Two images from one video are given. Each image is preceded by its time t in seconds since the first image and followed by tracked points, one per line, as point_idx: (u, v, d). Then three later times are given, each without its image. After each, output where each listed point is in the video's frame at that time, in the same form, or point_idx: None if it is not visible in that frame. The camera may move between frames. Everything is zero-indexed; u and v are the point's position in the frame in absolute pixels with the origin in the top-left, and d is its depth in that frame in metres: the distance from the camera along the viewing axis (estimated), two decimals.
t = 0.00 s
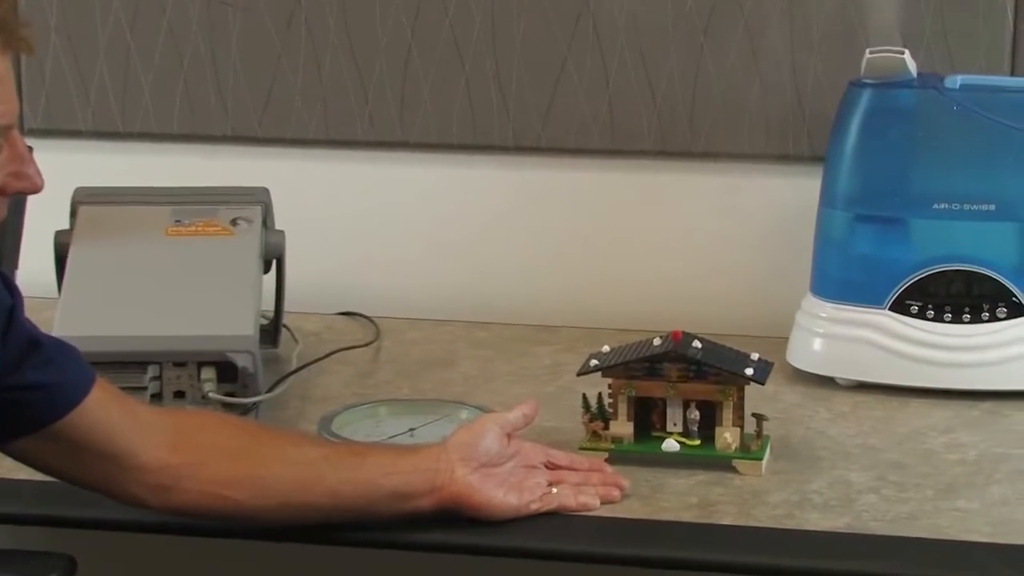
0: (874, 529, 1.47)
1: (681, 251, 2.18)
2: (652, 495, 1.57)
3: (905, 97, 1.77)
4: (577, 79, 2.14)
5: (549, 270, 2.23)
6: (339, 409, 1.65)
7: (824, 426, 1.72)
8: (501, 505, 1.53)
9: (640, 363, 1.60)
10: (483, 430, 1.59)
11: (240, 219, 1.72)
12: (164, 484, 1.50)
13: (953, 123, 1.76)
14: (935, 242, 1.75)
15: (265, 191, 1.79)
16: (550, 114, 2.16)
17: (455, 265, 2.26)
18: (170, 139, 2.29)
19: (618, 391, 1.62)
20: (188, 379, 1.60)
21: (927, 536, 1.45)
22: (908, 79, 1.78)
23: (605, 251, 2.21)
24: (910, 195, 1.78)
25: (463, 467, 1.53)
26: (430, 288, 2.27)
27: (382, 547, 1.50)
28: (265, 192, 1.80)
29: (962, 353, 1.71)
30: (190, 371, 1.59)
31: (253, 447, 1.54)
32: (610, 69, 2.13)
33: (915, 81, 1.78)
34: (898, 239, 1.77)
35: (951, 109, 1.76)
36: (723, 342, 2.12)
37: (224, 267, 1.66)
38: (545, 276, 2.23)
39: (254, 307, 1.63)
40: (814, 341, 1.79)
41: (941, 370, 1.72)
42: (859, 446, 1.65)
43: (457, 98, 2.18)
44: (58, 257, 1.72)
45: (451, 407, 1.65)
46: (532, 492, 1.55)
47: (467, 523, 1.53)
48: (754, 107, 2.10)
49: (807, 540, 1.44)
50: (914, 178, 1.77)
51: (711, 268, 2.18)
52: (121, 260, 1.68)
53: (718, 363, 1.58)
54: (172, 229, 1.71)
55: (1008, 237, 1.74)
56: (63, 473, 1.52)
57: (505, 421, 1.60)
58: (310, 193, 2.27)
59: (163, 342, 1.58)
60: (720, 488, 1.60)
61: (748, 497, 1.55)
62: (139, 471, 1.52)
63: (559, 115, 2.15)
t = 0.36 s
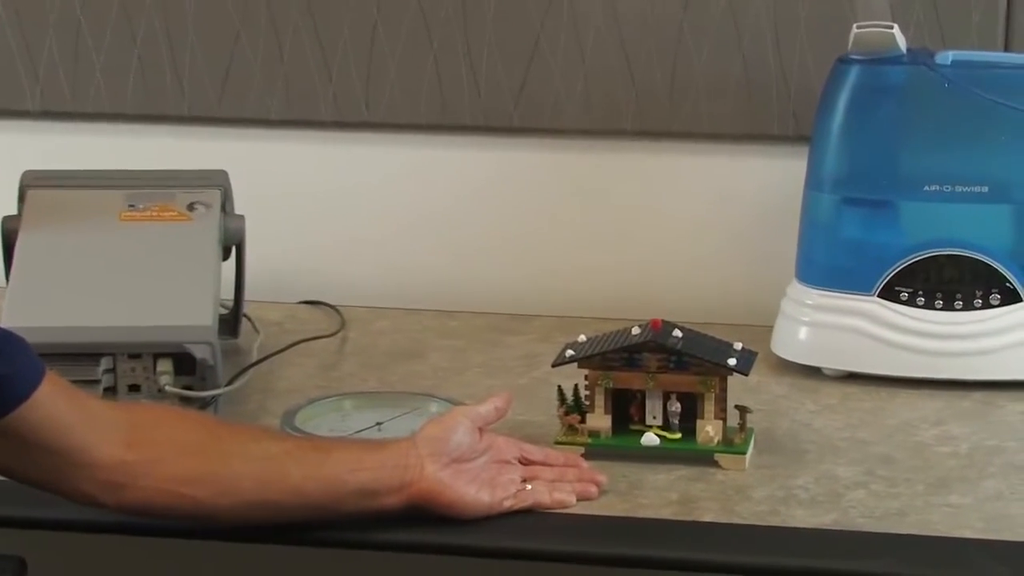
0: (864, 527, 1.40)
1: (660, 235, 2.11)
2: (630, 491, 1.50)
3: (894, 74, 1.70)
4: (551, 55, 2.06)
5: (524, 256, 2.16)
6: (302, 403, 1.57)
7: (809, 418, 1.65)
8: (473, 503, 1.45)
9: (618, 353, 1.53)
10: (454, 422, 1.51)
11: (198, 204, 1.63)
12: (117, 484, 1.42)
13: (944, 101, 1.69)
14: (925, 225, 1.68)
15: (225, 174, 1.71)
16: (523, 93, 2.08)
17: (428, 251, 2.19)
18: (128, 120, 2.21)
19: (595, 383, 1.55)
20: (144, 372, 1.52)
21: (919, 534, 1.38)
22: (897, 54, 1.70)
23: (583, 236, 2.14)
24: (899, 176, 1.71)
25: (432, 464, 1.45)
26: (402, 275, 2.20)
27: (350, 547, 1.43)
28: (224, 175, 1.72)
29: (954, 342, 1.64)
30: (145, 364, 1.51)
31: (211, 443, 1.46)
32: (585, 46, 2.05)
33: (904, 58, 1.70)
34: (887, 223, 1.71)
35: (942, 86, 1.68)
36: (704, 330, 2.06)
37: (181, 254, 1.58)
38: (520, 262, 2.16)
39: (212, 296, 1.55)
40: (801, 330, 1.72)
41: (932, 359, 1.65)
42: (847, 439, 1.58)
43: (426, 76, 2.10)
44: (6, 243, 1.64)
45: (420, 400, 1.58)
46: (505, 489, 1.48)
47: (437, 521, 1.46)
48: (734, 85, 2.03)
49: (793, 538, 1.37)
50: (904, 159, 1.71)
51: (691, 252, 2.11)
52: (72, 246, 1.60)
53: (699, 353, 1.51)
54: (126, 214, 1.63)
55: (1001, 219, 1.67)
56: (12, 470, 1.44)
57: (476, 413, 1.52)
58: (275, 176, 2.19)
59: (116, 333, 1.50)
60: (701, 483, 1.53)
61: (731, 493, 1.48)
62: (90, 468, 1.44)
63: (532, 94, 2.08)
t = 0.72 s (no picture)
0: (854, 520, 1.33)
1: (638, 215, 2.05)
2: (608, 483, 1.43)
3: (883, 45, 1.62)
4: (523, 27, 1.99)
5: (498, 237, 2.09)
6: (264, 391, 1.50)
7: (796, 406, 1.58)
8: (443, 496, 1.38)
9: (595, 338, 1.46)
10: (422, 411, 1.43)
11: (153, 183, 1.56)
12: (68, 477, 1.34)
13: (936, 73, 1.62)
14: (918, 204, 1.62)
15: (181, 153, 1.64)
16: (494, 66, 2.00)
17: (399, 232, 2.11)
18: (84, 96, 2.13)
19: (570, 370, 1.47)
20: (97, 360, 1.45)
21: (912, 527, 1.32)
22: (885, 25, 1.64)
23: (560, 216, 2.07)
24: (890, 153, 1.64)
25: (400, 454, 1.38)
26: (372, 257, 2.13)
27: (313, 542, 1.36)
28: (181, 153, 1.64)
29: (945, 326, 1.58)
30: (100, 349, 1.44)
31: (167, 433, 1.39)
32: (558, 17, 1.98)
33: (893, 28, 1.63)
34: (877, 201, 1.64)
35: (933, 57, 1.61)
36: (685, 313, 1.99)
37: (135, 234, 1.51)
38: (495, 243, 2.09)
39: (169, 279, 1.48)
40: (786, 313, 1.65)
41: (923, 344, 1.59)
42: (834, 428, 1.51)
43: (393, 50, 2.02)
44: None
45: (388, 388, 1.50)
46: (476, 481, 1.41)
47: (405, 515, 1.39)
48: (714, 58, 1.96)
49: (779, 532, 1.30)
50: (895, 133, 1.64)
51: (671, 233, 2.05)
52: (20, 227, 1.52)
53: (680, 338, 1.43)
54: (77, 193, 1.55)
55: (996, 197, 1.61)
56: None
57: (446, 402, 1.44)
58: (240, 155, 2.12)
59: (67, 317, 1.42)
60: (682, 475, 1.46)
61: (714, 485, 1.41)
62: (41, 461, 1.36)
63: (504, 67, 2.00)
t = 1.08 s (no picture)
0: (844, 510, 1.27)
1: (616, 191, 1.99)
2: (586, 473, 1.36)
3: (875, 13, 1.55)
4: None
5: (473, 215, 2.03)
6: (224, 378, 1.42)
7: (783, 392, 1.51)
8: (414, 487, 1.31)
9: (572, 321, 1.39)
10: (391, 398, 1.36)
11: (107, 159, 1.50)
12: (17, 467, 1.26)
13: (930, 42, 1.55)
14: (910, 179, 1.55)
15: (136, 127, 1.57)
16: (466, 34, 1.93)
17: (371, 210, 2.05)
18: (42, 69, 2.05)
19: (546, 354, 1.40)
20: (48, 345, 1.36)
21: (906, 518, 1.25)
22: None
23: (536, 191, 2.01)
24: (881, 125, 1.58)
25: (367, 444, 1.31)
26: (342, 236, 2.07)
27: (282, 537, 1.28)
28: (136, 128, 1.57)
29: (940, 308, 1.51)
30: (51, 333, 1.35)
31: (122, 421, 1.30)
32: None
33: None
34: (868, 175, 1.58)
35: (927, 26, 1.54)
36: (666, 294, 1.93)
37: (87, 213, 1.44)
38: (469, 221, 2.03)
39: (123, 260, 1.40)
40: (773, 295, 1.59)
41: (916, 327, 1.53)
42: (823, 415, 1.45)
43: (359, 17, 1.95)
44: None
45: (355, 374, 1.43)
46: (448, 472, 1.34)
47: (377, 507, 1.31)
48: (695, 26, 1.89)
49: (766, 524, 1.24)
50: (888, 105, 1.58)
51: (650, 210, 1.99)
52: None
53: (661, 321, 1.36)
54: (27, 169, 1.48)
55: (993, 171, 1.55)
56: None
57: (416, 388, 1.37)
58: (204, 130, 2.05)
59: (15, 300, 1.34)
60: (664, 464, 1.39)
61: (697, 475, 1.35)
62: None
63: (477, 35, 1.93)
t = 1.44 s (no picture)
0: (843, 504, 1.21)
1: (603, 168, 1.94)
2: (572, 465, 1.30)
3: None
4: None
5: (457, 193, 1.98)
6: (193, 366, 1.36)
7: (778, 379, 1.45)
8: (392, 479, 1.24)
9: (558, 306, 1.32)
10: (368, 388, 1.29)
11: (69, 136, 1.42)
12: None
13: (934, 14, 1.48)
14: (910, 158, 1.50)
15: (99, 102, 1.50)
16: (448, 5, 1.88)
17: (353, 188, 2.00)
18: (9, 44, 1.99)
19: (531, 341, 1.34)
20: (8, 331, 1.30)
21: (908, 511, 1.19)
22: None
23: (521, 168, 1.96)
24: (881, 100, 1.52)
25: (344, 435, 1.24)
26: (323, 216, 2.02)
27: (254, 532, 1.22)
28: (99, 103, 1.50)
29: (943, 292, 1.46)
30: (9, 319, 1.29)
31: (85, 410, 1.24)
32: None
33: None
34: (865, 151, 1.53)
35: None
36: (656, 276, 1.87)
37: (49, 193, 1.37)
38: (452, 200, 1.99)
39: (86, 242, 1.34)
40: (767, 278, 1.53)
41: (917, 311, 1.47)
42: (819, 404, 1.39)
43: None
44: None
45: (331, 362, 1.37)
46: (428, 464, 1.27)
47: (354, 501, 1.25)
48: None
49: (761, 518, 1.18)
50: (886, 81, 1.51)
51: (638, 187, 1.94)
52: None
53: (651, 306, 1.30)
54: None
55: (995, 148, 1.50)
56: None
57: (396, 377, 1.31)
58: (177, 107, 1.99)
59: None
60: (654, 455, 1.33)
61: (688, 467, 1.28)
62: None
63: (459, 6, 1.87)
